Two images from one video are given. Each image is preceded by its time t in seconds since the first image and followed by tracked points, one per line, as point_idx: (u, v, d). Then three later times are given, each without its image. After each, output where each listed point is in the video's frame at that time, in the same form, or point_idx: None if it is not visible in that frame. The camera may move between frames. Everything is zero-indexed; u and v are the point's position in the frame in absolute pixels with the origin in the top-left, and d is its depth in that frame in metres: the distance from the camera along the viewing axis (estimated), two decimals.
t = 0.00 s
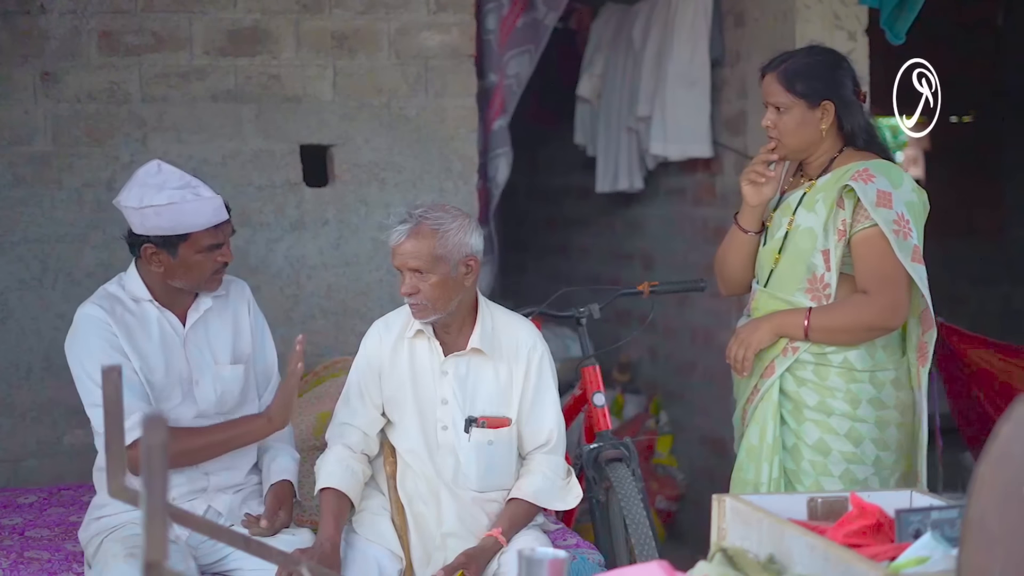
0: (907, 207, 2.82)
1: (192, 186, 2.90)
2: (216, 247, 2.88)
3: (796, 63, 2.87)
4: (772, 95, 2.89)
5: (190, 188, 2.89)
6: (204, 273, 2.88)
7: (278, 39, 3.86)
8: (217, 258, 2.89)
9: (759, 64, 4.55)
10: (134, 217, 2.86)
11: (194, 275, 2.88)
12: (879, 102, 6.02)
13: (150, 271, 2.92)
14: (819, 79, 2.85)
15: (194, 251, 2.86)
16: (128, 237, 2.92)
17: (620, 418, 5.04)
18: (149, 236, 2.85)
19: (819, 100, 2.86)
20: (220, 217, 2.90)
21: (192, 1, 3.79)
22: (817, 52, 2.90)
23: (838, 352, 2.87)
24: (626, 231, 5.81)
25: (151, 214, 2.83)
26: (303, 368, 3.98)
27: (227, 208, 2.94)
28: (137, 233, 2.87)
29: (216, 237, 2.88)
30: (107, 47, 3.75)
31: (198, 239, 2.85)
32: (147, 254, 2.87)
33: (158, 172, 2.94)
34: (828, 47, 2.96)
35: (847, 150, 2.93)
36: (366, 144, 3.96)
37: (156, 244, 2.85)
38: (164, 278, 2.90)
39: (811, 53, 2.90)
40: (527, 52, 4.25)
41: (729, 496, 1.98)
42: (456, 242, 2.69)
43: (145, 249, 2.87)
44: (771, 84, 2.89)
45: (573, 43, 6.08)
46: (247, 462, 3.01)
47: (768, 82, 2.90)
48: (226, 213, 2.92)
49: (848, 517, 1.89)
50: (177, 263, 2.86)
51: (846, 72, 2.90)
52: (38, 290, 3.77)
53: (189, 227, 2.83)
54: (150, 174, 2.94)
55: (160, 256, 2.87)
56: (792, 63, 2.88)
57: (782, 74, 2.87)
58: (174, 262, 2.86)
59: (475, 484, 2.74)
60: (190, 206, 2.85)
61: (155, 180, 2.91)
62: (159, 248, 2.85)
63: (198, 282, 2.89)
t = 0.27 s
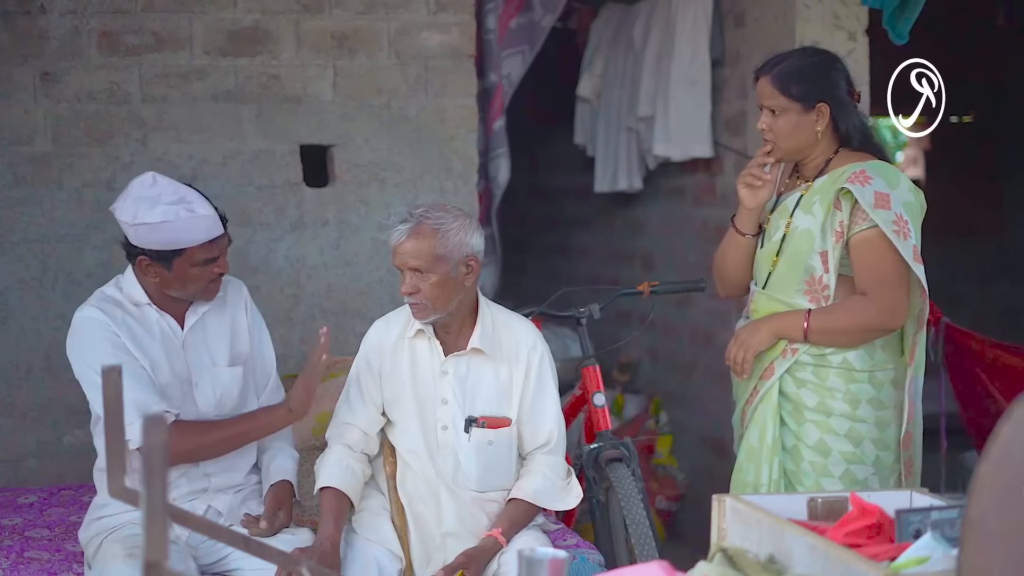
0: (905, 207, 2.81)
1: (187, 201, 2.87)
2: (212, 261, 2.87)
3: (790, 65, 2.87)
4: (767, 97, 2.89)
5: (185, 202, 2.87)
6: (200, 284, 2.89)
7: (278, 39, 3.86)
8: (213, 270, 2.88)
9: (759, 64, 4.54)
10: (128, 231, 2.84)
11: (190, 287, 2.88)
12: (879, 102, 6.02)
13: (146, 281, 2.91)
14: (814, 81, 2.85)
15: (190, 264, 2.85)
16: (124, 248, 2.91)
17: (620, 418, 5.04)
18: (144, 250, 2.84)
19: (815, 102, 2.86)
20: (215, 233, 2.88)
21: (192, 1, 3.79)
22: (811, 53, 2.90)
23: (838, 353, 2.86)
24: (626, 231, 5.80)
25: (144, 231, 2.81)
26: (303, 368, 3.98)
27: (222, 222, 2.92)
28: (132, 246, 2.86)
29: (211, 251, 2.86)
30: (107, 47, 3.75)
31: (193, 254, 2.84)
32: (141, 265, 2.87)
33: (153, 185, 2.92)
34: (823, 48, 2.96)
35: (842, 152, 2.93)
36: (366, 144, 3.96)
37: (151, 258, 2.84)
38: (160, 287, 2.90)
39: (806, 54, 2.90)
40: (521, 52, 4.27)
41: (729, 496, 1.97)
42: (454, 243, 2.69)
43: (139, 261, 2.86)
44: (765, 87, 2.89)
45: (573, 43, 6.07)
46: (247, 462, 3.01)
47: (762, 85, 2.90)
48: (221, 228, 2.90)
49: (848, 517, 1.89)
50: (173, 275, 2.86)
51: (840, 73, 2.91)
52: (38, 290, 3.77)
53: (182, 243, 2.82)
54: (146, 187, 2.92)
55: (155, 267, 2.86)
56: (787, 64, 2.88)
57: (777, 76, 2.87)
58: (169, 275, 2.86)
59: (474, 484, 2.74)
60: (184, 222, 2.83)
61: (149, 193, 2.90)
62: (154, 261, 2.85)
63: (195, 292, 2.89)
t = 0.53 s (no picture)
0: (904, 208, 2.82)
1: (192, 189, 2.90)
2: (215, 251, 2.88)
3: (788, 66, 2.87)
4: (765, 98, 2.89)
5: (189, 190, 2.89)
6: (201, 277, 2.88)
7: (278, 39, 3.86)
8: (214, 263, 2.89)
9: (759, 64, 4.54)
10: (133, 217, 2.86)
11: (191, 279, 2.87)
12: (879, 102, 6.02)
13: (145, 273, 2.90)
14: (812, 82, 2.85)
15: (192, 254, 2.85)
16: (125, 237, 2.90)
17: (621, 418, 5.04)
18: (147, 236, 2.84)
19: (813, 103, 2.86)
20: (219, 222, 2.90)
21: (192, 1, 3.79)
22: (809, 54, 2.89)
23: (838, 353, 2.86)
24: (627, 231, 5.80)
25: (150, 215, 2.83)
26: (304, 368, 3.98)
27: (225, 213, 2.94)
28: (135, 234, 2.86)
29: (215, 241, 2.88)
30: (107, 48, 3.75)
31: (197, 242, 2.85)
32: (143, 255, 2.86)
33: (158, 173, 2.94)
34: (821, 49, 2.96)
35: (841, 152, 2.93)
36: (366, 144, 3.96)
37: (154, 246, 2.84)
38: (160, 280, 2.89)
39: (804, 55, 2.90)
40: (518, 53, 4.28)
41: (729, 496, 1.97)
42: (454, 243, 2.68)
43: (140, 250, 2.85)
44: (762, 87, 2.89)
45: (573, 43, 6.07)
46: (248, 463, 3.01)
47: (760, 86, 2.90)
48: (225, 218, 2.93)
49: (848, 518, 1.89)
50: (174, 265, 2.86)
51: (838, 74, 2.90)
52: (38, 290, 3.77)
53: (188, 230, 2.83)
54: (151, 174, 2.93)
55: (157, 258, 2.85)
56: (784, 65, 2.88)
57: (774, 78, 2.87)
58: (171, 264, 2.85)
59: (474, 484, 2.74)
60: (189, 209, 2.85)
61: (155, 180, 2.91)
62: (156, 250, 2.84)
63: (196, 285, 2.89)
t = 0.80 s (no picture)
0: (905, 209, 2.82)
1: (184, 196, 2.88)
2: (210, 256, 2.87)
3: (791, 64, 2.87)
4: (768, 96, 2.89)
5: (181, 197, 2.87)
6: (198, 283, 2.87)
7: (278, 39, 3.86)
8: (210, 267, 2.87)
9: (759, 65, 4.54)
10: (126, 227, 2.83)
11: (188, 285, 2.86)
12: (879, 103, 6.02)
13: (143, 280, 2.90)
14: (815, 80, 2.85)
15: (187, 261, 2.84)
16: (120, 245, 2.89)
17: (620, 418, 5.04)
18: (141, 246, 2.82)
19: (816, 101, 2.86)
20: (213, 227, 2.88)
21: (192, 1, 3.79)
22: (812, 53, 2.89)
23: (838, 354, 2.86)
24: (627, 231, 5.80)
25: (143, 226, 2.80)
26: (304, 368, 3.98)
27: (219, 217, 2.92)
28: (129, 242, 2.84)
29: (210, 246, 2.86)
30: (107, 48, 3.75)
31: (192, 249, 2.83)
32: (139, 263, 2.85)
33: (149, 181, 2.92)
34: (824, 48, 2.96)
35: (843, 152, 2.93)
36: (366, 144, 3.96)
37: (149, 254, 2.82)
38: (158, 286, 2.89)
39: (807, 53, 2.90)
40: (516, 53, 4.24)
41: (729, 496, 1.97)
42: (456, 243, 2.69)
43: (136, 259, 2.84)
44: (766, 85, 2.89)
45: (574, 43, 6.07)
46: (247, 462, 3.01)
47: (763, 84, 2.90)
48: (219, 222, 2.91)
49: (848, 517, 1.89)
50: (170, 273, 2.85)
51: (841, 73, 2.90)
52: (38, 290, 3.77)
53: (182, 238, 2.81)
54: (142, 182, 2.91)
55: (153, 265, 2.85)
56: (788, 64, 2.88)
57: (778, 76, 2.87)
58: (167, 272, 2.84)
59: (474, 484, 2.74)
60: (182, 216, 2.83)
61: (146, 189, 2.89)
62: (151, 258, 2.83)
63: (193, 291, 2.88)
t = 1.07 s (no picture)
0: (908, 210, 2.82)
1: (184, 199, 2.87)
2: (208, 259, 2.86)
3: (796, 64, 2.87)
4: (772, 96, 2.89)
5: (182, 199, 2.86)
6: (196, 284, 2.87)
7: (278, 39, 3.86)
8: (208, 270, 2.86)
9: (759, 65, 4.54)
10: (125, 228, 2.83)
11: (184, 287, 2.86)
12: (880, 103, 6.02)
13: (140, 280, 2.90)
14: (819, 80, 2.85)
15: (185, 263, 2.83)
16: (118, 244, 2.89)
17: (621, 418, 5.04)
18: (140, 247, 2.82)
19: (820, 101, 2.85)
20: (212, 231, 2.86)
21: (192, 1, 3.79)
22: (817, 52, 2.89)
23: (839, 354, 2.86)
24: (627, 231, 5.80)
25: (142, 228, 2.79)
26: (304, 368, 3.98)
27: (219, 222, 2.91)
28: (127, 242, 2.84)
29: (209, 249, 2.85)
30: (107, 48, 3.75)
31: (189, 252, 2.83)
32: (137, 264, 2.85)
33: (150, 182, 2.91)
34: (829, 48, 2.95)
35: (846, 152, 2.93)
36: (366, 144, 3.96)
37: (147, 256, 2.82)
38: (155, 287, 2.89)
39: (812, 53, 2.89)
40: (516, 52, 4.23)
41: (729, 496, 1.97)
42: (457, 243, 2.69)
43: (134, 259, 2.84)
44: (770, 84, 2.89)
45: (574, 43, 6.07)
46: (247, 462, 3.01)
47: (768, 83, 2.90)
48: (219, 227, 2.89)
49: (848, 518, 1.89)
50: (168, 274, 2.84)
51: (846, 73, 2.90)
52: (38, 290, 3.77)
53: (180, 241, 2.80)
54: (143, 183, 2.91)
55: (151, 266, 2.84)
56: (792, 63, 2.88)
57: (782, 75, 2.87)
58: (165, 273, 2.84)
59: (474, 484, 2.74)
60: (182, 220, 2.81)
61: (146, 190, 2.88)
62: (149, 259, 2.83)
63: (190, 292, 2.88)
